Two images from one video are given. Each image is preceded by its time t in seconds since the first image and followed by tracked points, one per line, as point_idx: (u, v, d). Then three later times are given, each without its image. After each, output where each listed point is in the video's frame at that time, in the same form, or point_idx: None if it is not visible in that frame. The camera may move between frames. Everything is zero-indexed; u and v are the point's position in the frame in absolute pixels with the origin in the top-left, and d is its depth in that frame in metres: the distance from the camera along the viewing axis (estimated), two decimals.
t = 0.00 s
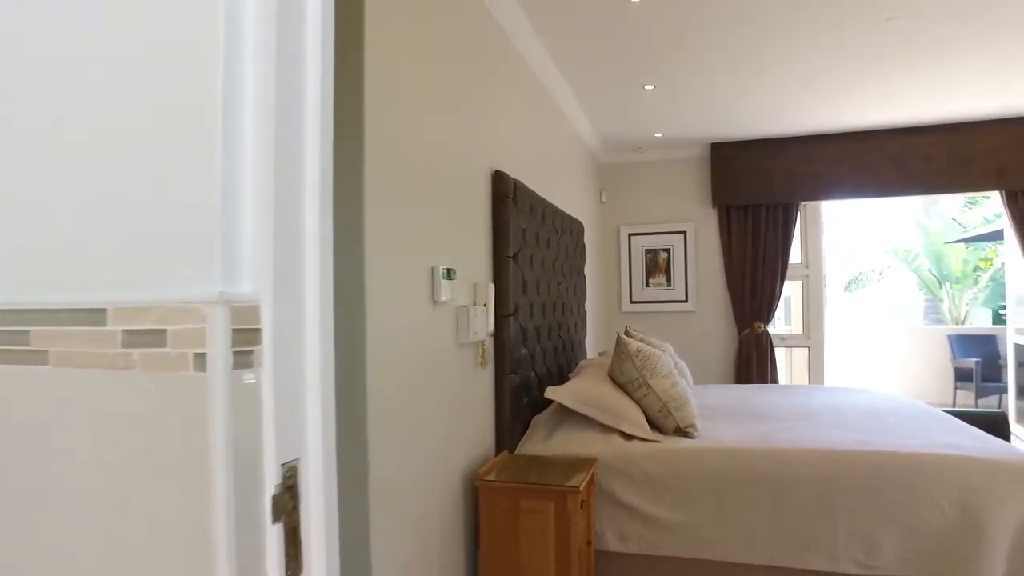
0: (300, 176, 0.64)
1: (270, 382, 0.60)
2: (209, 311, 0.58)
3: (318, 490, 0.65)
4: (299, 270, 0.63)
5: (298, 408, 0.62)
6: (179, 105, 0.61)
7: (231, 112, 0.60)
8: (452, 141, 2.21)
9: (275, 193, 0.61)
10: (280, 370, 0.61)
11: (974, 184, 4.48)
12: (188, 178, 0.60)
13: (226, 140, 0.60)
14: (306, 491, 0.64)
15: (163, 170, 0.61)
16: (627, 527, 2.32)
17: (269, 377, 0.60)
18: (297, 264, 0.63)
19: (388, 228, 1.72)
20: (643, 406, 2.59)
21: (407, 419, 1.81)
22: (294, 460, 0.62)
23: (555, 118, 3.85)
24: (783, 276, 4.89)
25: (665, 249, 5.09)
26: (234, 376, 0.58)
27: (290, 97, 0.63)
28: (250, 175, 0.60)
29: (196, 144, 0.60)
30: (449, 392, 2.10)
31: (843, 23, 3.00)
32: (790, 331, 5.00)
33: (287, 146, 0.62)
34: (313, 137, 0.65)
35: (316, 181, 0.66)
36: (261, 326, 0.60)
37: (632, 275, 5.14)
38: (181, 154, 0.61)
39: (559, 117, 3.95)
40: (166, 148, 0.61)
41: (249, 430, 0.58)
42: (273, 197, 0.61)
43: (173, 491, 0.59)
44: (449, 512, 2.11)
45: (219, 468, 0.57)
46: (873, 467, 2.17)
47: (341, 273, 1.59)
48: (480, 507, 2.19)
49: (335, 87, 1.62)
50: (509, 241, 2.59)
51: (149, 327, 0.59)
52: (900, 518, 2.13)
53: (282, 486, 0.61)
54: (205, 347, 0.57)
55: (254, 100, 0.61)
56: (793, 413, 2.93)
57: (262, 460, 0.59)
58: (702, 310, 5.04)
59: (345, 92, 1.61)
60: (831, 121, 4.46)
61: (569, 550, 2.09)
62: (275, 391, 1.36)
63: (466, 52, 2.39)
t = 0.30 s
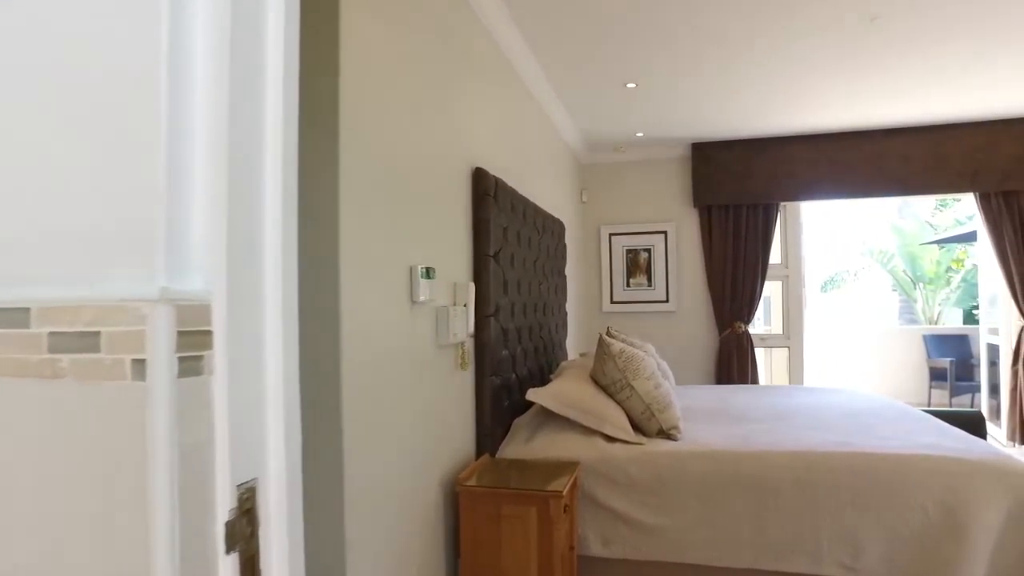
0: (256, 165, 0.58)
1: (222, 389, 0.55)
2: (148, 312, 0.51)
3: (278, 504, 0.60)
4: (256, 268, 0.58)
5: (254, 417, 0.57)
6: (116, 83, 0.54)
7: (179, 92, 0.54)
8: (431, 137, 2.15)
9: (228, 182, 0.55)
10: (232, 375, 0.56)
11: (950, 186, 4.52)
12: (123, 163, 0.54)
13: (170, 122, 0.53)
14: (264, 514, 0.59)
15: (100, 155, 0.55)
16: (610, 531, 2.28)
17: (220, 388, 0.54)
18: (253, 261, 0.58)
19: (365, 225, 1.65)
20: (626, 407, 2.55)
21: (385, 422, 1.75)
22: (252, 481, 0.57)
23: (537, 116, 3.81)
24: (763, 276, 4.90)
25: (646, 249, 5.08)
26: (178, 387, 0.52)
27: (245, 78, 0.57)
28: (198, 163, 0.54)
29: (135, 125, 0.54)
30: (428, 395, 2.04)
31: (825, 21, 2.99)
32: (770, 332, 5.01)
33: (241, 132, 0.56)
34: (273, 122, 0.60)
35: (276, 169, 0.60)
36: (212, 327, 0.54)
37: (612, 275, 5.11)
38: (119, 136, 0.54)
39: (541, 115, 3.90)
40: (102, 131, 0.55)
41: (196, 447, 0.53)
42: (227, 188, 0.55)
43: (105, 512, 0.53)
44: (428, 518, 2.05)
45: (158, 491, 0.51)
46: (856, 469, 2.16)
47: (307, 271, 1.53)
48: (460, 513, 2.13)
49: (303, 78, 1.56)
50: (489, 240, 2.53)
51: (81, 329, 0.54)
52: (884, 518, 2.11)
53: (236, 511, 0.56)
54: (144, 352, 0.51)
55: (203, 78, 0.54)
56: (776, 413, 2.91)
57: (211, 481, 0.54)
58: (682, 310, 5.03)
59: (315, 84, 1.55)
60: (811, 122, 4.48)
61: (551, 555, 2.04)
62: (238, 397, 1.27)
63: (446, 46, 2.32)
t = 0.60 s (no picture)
0: (218, 149, 0.53)
1: (174, 402, 0.49)
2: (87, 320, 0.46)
3: (241, 527, 0.55)
4: (217, 264, 0.52)
5: (213, 430, 0.52)
6: (50, 56, 0.48)
7: (124, 67, 0.48)
8: (413, 133, 2.09)
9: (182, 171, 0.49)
10: (188, 385, 0.50)
11: (928, 187, 4.57)
12: (56, 149, 0.48)
13: (114, 104, 0.47)
14: (226, 544, 0.53)
15: (32, 140, 0.48)
16: (595, 536, 2.24)
17: (174, 402, 0.49)
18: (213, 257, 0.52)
19: (343, 223, 1.59)
20: (611, 409, 2.51)
21: (365, 426, 1.69)
22: (213, 509, 0.52)
23: (520, 115, 3.76)
24: (746, 276, 4.90)
25: (628, 249, 5.06)
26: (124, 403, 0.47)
27: (202, 57, 0.51)
28: (149, 150, 0.49)
29: (73, 103, 0.48)
30: (409, 399, 1.98)
31: (809, 22, 2.98)
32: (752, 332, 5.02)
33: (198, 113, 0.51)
34: (237, 105, 0.54)
35: (241, 155, 0.55)
36: (165, 336, 0.49)
37: (595, 276, 5.09)
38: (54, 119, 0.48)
39: (523, 114, 3.86)
40: (34, 112, 0.48)
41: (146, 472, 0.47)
42: (180, 179, 0.49)
43: (35, 544, 0.47)
44: (410, 525, 1.99)
45: (100, 523, 0.46)
46: (842, 470, 2.14)
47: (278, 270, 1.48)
48: (442, 519, 2.07)
49: (273, 72, 1.50)
50: (472, 240, 2.48)
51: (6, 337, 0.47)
52: (870, 520, 2.09)
53: (194, 541, 0.50)
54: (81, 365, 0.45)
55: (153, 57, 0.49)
56: (759, 414, 2.90)
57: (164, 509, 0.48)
58: (666, 311, 5.03)
59: (287, 77, 1.49)
60: (793, 122, 4.49)
61: (536, 561, 1.99)
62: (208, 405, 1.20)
63: (428, 40, 2.27)
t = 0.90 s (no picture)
0: (167, 109, 0.43)
1: (107, 415, 0.40)
2: None
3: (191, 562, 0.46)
4: (164, 246, 0.43)
5: (155, 449, 0.43)
6: None
7: None
8: (393, 128, 2.03)
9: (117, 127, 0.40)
10: (123, 396, 0.41)
11: (907, 188, 4.60)
12: None
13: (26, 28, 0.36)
14: None
15: None
16: (579, 539, 2.20)
17: (102, 411, 0.40)
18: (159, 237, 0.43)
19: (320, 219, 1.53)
20: (594, 411, 2.47)
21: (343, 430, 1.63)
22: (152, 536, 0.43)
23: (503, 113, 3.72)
24: (728, 277, 4.90)
25: (611, 249, 5.04)
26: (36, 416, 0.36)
27: None
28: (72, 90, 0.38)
29: None
30: (388, 400, 1.92)
31: (792, 20, 2.98)
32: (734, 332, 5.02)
33: (141, 63, 0.42)
34: (188, 55, 0.45)
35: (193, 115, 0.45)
36: (93, 330, 0.39)
37: (578, 276, 5.06)
38: None
39: (506, 111, 3.81)
40: None
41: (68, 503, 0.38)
42: (114, 135, 0.40)
43: None
44: (390, 531, 1.93)
45: None
46: (828, 471, 2.12)
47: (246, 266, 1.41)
48: (423, 525, 2.02)
49: (240, 63, 1.45)
50: (453, 238, 2.43)
51: None
52: (857, 520, 2.07)
53: None
54: None
55: None
56: (745, 414, 2.87)
57: (91, 547, 0.39)
58: (648, 311, 5.01)
59: (257, 69, 1.44)
60: (775, 122, 4.49)
61: (520, 567, 1.94)
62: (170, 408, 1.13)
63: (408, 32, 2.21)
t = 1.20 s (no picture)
0: (82, 91, 0.40)
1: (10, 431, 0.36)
2: None
3: None
4: (71, 237, 0.40)
5: (69, 462, 0.39)
6: None
7: None
8: (374, 120, 1.97)
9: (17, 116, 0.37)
10: (17, 394, 0.37)
11: (891, 188, 4.61)
12: None
13: None
14: None
15: None
16: (566, 543, 2.15)
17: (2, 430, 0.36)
18: (69, 220, 0.39)
19: (297, 212, 1.46)
20: (581, 412, 2.43)
21: (322, 433, 1.56)
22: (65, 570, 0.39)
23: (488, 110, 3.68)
24: (714, 276, 4.88)
25: (596, 248, 5.00)
26: None
27: None
28: None
29: None
30: (369, 402, 1.86)
31: (781, 15, 2.95)
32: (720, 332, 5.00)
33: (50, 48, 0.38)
34: (111, 35, 0.42)
35: (115, 95, 0.42)
36: None
37: (563, 275, 5.02)
38: None
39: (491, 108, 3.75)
40: None
41: None
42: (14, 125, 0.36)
43: None
44: (371, 537, 1.86)
45: None
46: (818, 471, 2.09)
47: (217, 260, 1.34)
48: (405, 530, 1.96)
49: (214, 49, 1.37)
50: (437, 235, 2.37)
51: None
52: (847, 522, 2.05)
53: None
54: None
55: None
56: (732, 415, 2.85)
57: None
58: (634, 311, 4.98)
59: (231, 52, 1.36)
60: (761, 121, 4.48)
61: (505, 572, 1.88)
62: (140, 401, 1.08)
63: (391, 23, 2.15)
